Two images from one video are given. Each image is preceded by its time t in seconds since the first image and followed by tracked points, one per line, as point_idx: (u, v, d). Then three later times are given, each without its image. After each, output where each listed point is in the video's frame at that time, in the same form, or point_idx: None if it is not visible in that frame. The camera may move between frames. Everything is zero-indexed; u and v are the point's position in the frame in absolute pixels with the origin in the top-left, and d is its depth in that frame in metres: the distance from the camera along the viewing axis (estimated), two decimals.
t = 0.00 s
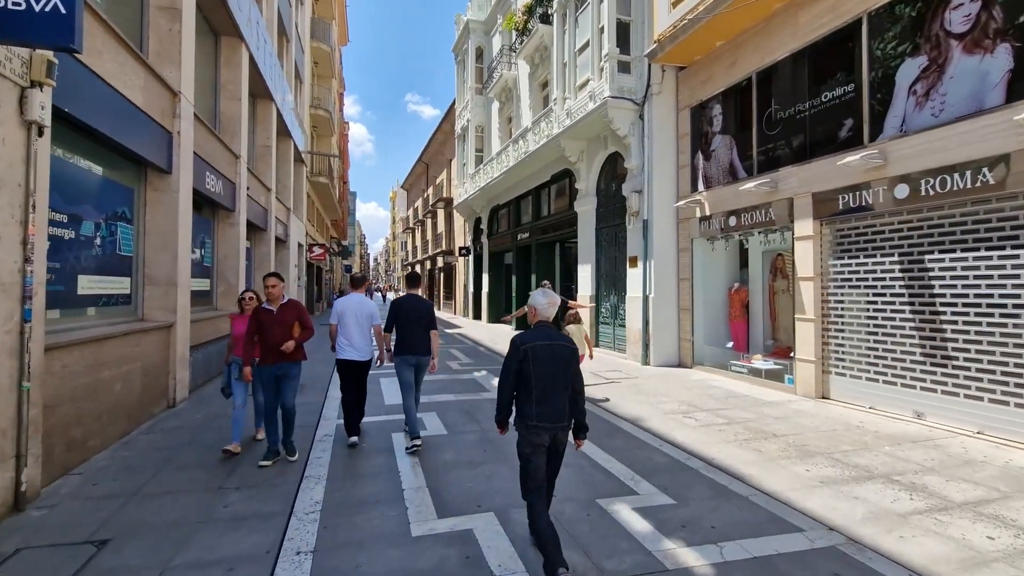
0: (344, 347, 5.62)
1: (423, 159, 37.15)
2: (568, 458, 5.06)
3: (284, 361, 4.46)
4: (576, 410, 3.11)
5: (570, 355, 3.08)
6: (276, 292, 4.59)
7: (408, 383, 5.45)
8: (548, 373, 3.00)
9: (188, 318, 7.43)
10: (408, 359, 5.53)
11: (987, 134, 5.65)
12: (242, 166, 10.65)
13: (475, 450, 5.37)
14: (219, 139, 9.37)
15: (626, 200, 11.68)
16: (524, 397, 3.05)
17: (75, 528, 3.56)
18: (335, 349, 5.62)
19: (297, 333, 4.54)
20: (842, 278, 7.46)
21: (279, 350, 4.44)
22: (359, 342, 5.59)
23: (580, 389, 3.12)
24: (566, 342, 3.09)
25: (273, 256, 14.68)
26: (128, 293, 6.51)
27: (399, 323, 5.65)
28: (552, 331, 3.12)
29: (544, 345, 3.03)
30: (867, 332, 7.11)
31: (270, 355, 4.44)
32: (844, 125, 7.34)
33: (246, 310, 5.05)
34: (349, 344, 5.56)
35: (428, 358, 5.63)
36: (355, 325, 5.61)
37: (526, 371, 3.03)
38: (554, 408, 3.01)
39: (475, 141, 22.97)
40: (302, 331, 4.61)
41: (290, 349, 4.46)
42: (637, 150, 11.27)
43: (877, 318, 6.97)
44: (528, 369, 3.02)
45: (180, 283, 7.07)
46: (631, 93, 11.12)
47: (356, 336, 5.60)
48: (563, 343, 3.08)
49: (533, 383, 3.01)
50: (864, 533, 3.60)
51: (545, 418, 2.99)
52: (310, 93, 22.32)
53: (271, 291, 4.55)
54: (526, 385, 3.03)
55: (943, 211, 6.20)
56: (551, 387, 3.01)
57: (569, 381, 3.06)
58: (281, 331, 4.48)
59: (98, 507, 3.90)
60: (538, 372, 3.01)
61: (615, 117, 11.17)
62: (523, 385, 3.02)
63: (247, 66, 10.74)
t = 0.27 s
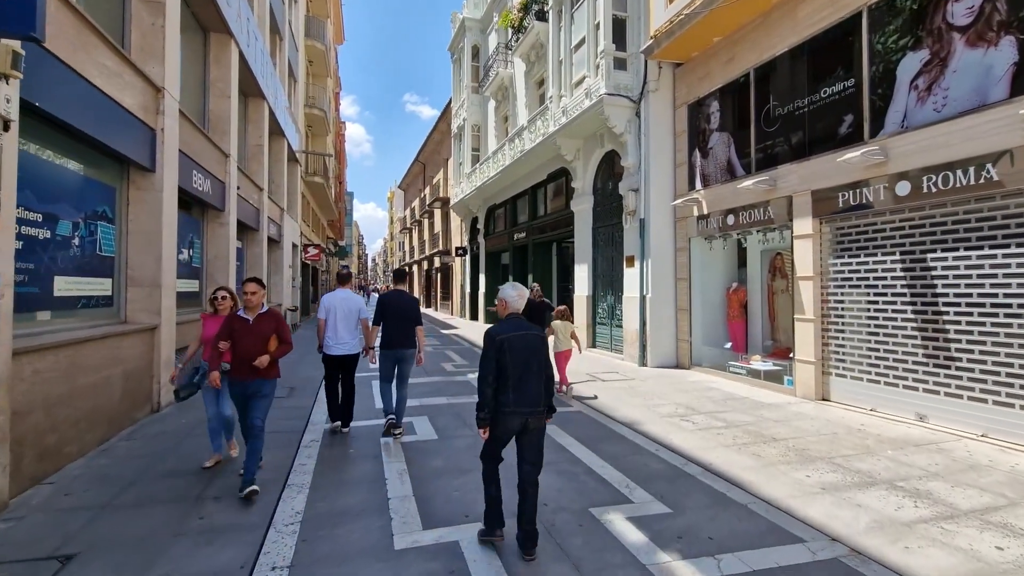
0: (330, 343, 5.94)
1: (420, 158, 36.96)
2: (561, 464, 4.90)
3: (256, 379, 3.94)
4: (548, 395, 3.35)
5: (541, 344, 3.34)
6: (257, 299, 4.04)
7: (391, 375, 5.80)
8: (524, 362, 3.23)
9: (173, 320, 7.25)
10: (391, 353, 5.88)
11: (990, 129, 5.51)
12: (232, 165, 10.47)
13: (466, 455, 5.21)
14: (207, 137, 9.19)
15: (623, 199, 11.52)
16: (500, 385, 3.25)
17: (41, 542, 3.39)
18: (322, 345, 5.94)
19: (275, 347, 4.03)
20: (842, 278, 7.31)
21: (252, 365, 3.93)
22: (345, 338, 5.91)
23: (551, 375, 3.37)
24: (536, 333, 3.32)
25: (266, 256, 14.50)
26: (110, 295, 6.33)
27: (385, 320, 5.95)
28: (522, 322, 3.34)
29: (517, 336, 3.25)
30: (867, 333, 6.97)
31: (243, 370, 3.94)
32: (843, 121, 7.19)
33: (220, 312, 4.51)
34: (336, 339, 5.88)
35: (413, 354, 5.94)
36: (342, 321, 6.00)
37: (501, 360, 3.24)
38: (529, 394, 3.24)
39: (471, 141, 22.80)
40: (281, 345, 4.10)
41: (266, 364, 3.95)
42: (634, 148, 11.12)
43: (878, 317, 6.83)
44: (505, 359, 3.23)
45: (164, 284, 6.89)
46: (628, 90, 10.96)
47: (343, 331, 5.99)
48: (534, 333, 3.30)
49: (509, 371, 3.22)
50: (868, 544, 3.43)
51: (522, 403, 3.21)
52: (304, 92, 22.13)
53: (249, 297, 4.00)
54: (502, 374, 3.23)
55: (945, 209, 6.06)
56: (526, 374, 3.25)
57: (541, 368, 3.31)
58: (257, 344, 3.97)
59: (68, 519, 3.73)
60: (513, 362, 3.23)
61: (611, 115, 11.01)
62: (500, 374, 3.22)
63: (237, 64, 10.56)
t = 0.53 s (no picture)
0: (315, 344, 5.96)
1: (418, 157, 36.78)
2: (552, 469, 4.73)
3: (225, 382, 3.68)
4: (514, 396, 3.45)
5: (504, 346, 3.46)
6: (229, 295, 3.82)
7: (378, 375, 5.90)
8: (489, 364, 3.34)
9: (157, 319, 7.08)
10: (378, 354, 5.97)
11: (996, 123, 5.34)
12: (222, 162, 10.29)
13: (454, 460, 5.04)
14: (195, 133, 9.00)
15: (620, 197, 11.34)
16: (467, 387, 3.35)
17: None
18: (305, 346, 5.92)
19: (247, 348, 3.80)
20: (843, 277, 7.14)
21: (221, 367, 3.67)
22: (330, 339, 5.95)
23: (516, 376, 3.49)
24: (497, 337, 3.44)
25: (259, 255, 14.32)
26: (89, 294, 6.14)
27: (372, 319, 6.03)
28: (485, 326, 3.46)
29: (480, 340, 3.37)
30: (868, 333, 6.80)
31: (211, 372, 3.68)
32: (844, 117, 7.01)
33: (188, 318, 4.29)
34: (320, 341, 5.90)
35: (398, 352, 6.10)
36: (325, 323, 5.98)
37: (467, 363, 3.35)
38: (496, 395, 3.35)
39: (468, 139, 22.62)
40: (255, 346, 3.87)
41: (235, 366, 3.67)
42: (631, 145, 10.95)
43: (879, 318, 6.66)
44: (471, 361, 3.33)
45: (147, 283, 6.72)
46: (625, 86, 10.78)
47: (328, 333, 5.98)
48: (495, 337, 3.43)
49: (475, 374, 3.32)
50: (871, 556, 3.27)
51: (489, 404, 3.32)
52: (300, 90, 21.93)
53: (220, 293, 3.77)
54: (468, 376, 3.32)
55: (949, 206, 5.90)
56: (492, 375, 3.35)
57: (506, 370, 3.42)
58: (228, 343, 3.74)
59: (33, 529, 3.56)
60: (478, 364, 3.33)
61: (608, 111, 10.84)
62: (466, 376, 3.32)
63: (227, 59, 10.37)
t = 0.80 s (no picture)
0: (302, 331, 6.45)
1: (416, 151, 36.50)
2: (545, 470, 4.60)
3: (194, 394, 3.29)
4: (479, 379, 3.76)
5: (473, 334, 3.76)
6: (192, 295, 3.32)
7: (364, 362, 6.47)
8: (456, 350, 3.65)
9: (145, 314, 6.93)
10: (363, 342, 6.53)
11: (1005, 114, 5.18)
12: (214, 154, 10.11)
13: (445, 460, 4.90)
14: (184, 125, 8.81)
15: (618, 191, 11.17)
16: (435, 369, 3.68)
17: None
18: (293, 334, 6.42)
19: (218, 353, 3.37)
20: (845, 272, 6.99)
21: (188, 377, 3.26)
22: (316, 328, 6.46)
23: (484, 363, 3.78)
24: (465, 323, 3.76)
25: (253, 250, 14.14)
26: (71, 289, 5.98)
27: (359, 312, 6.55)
28: (456, 314, 3.76)
29: (447, 325, 3.70)
30: (870, 329, 6.66)
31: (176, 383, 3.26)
32: (847, 108, 6.84)
33: (153, 313, 3.81)
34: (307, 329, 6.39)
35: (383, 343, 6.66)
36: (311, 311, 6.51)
37: (435, 348, 3.68)
38: (461, 378, 3.65)
39: (466, 133, 22.40)
40: (228, 350, 3.44)
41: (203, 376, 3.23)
42: (629, 138, 10.77)
43: (882, 314, 6.51)
44: (438, 346, 3.66)
45: (134, 277, 6.57)
46: (623, 78, 10.59)
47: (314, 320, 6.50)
48: (462, 323, 3.75)
49: (440, 356, 3.64)
50: (874, 563, 3.14)
51: (453, 386, 3.63)
52: (295, 83, 21.67)
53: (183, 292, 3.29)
54: (435, 359, 3.66)
55: (955, 199, 5.74)
56: (458, 361, 3.66)
57: (471, 355, 3.72)
58: (196, 350, 3.30)
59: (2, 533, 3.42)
60: (443, 347, 3.65)
61: (606, 104, 10.66)
62: (433, 359, 3.65)
63: (217, 49, 10.16)
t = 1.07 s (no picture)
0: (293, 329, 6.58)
1: (414, 148, 36.25)
2: (541, 474, 4.42)
3: (153, 408, 2.87)
4: (459, 379, 3.78)
5: (451, 333, 3.79)
6: (130, 296, 2.83)
7: (357, 358, 6.51)
8: (433, 347, 3.68)
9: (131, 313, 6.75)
10: (356, 339, 6.61)
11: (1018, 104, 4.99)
12: (205, 149, 9.90)
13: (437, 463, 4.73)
14: (173, 119, 8.60)
15: (617, 186, 10.98)
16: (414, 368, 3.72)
17: None
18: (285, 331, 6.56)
19: (174, 358, 2.93)
20: (850, 268, 6.81)
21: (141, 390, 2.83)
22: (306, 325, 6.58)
23: (462, 362, 3.79)
24: (445, 322, 3.81)
25: (247, 247, 13.94)
26: (52, 287, 5.79)
27: (350, 308, 6.68)
28: (436, 314, 3.82)
29: (430, 324, 3.74)
30: (877, 327, 6.48)
31: (129, 399, 2.83)
32: (852, 99, 6.65)
33: (95, 318, 3.14)
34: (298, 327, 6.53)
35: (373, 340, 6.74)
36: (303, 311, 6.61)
37: (415, 346, 3.73)
38: (438, 376, 3.67)
39: (464, 128, 22.19)
40: (185, 353, 3.00)
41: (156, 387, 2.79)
42: (629, 132, 10.57)
43: (888, 311, 6.33)
44: (417, 344, 3.71)
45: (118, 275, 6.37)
46: (622, 71, 10.39)
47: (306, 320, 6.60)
48: (443, 323, 3.80)
49: (422, 354, 3.67)
50: (889, 575, 2.96)
51: (431, 384, 3.64)
52: (291, 78, 21.42)
53: (119, 294, 2.81)
54: (414, 357, 3.70)
55: (965, 192, 5.56)
56: (436, 358, 3.68)
57: (450, 355, 3.73)
58: (145, 357, 2.87)
59: None
60: (424, 345, 3.69)
61: (605, 97, 10.46)
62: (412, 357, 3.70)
63: (208, 42, 9.95)
